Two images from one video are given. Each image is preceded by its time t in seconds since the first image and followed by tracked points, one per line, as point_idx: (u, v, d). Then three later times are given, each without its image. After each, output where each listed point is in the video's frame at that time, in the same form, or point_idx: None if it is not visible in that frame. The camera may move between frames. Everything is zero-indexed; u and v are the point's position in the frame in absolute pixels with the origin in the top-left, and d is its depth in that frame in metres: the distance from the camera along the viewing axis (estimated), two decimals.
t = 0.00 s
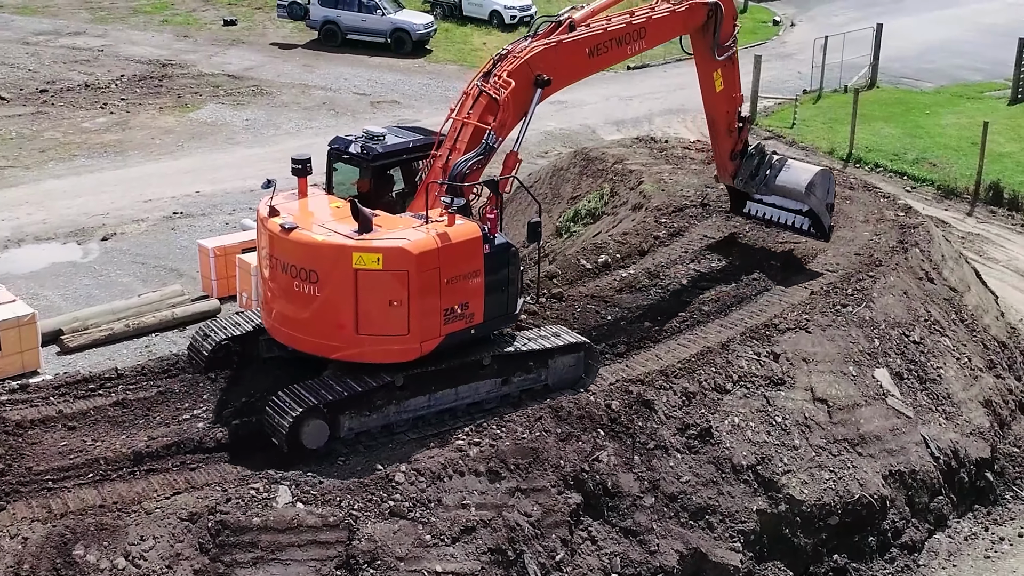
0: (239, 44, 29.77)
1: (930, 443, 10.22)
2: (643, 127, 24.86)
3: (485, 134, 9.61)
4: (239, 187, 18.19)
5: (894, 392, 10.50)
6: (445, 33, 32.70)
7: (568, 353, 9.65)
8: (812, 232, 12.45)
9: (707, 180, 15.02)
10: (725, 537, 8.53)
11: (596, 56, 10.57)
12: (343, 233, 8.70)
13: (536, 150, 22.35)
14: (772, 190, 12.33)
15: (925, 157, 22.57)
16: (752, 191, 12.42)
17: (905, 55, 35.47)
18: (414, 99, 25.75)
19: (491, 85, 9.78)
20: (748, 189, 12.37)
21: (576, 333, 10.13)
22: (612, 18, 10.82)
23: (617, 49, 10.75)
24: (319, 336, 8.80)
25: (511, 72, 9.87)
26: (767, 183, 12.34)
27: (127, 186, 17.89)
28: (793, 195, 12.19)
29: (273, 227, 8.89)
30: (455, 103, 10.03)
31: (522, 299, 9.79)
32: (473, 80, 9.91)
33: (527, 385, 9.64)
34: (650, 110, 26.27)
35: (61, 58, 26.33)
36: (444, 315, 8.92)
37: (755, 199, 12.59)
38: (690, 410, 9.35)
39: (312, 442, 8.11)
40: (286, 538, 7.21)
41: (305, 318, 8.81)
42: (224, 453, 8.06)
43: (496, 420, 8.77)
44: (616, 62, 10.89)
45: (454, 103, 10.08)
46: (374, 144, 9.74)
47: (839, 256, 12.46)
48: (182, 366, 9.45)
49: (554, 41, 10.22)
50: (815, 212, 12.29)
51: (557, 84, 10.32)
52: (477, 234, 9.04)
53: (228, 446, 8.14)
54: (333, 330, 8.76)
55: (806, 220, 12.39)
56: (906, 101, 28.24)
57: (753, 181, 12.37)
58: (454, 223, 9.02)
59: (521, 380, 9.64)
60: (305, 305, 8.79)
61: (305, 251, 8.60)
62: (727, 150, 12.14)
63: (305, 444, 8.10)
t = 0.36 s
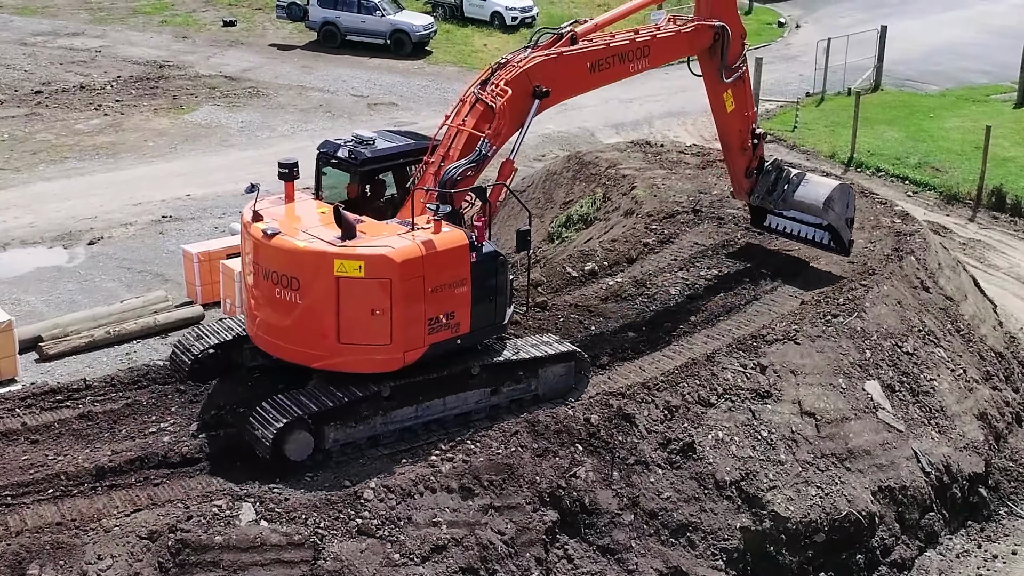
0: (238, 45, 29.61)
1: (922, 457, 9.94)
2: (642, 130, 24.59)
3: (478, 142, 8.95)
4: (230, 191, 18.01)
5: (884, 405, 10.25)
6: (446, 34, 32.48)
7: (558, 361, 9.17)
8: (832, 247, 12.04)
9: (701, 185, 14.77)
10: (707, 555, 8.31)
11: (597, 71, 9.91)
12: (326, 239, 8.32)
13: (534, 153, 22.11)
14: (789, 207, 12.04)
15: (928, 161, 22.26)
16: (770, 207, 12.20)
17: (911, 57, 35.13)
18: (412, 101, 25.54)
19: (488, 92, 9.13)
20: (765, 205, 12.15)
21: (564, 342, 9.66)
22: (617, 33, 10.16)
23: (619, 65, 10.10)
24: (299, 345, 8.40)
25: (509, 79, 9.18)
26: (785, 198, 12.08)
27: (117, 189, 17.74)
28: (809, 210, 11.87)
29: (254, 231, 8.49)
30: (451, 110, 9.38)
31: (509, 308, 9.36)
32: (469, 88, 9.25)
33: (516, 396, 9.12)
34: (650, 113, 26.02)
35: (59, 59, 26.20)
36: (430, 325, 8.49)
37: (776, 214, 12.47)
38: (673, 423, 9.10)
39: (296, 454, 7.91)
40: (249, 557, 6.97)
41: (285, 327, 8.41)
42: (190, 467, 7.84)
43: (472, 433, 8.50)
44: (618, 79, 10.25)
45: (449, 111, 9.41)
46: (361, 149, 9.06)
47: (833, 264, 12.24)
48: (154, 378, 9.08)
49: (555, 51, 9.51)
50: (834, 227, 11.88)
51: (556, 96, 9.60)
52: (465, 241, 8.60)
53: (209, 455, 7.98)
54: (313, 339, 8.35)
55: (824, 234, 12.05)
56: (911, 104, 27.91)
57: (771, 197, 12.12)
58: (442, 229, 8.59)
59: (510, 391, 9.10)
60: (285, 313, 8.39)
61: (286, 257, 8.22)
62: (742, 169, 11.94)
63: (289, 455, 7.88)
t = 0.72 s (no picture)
0: (236, 46, 29.45)
1: (911, 472, 9.66)
2: (641, 133, 24.35)
3: (461, 150, 8.48)
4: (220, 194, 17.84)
5: (873, 419, 10.00)
6: (446, 35, 32.28)
7: (539, 373, 8.78)
8: (830, 274, 11.71)
9: (693, 191, 14.53)
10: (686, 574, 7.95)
11: (586, 83, 9.52)
12: (298, 246, 7.89)
13: (530, 156, 21.89)
14: (788, 228, 11.73)
15: (929, 166, 21.97)
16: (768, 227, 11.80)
17: (915, 59, 34.82)
18: (409, 103, 25.35)
19: (473, 100, 8.70)
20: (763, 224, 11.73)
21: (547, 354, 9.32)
22: (609, 44, 9.79)
23: (609, 77, 9.72)
24: (269, 356, 7.97)
25: (495, 87, 8.78)
26: (784, 220, 11.73)
27: (105, 193, 17.58)
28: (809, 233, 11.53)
29: (225, 237, 8.07)
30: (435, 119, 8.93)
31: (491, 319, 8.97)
32: (454, 96, 8.83)
33: (498, 410, 8.70)
34: (650, 116, 25.78)
35: (54, 60, 26.08)
36: (406, 337, 8.06)
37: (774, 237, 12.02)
38: (653, 438, 8.85)
39: (270, 469, 7.55)
40: None
41: (255, 338, 7.98)
42: (150, 483, 7.58)
43: (444, 448, 8.27)
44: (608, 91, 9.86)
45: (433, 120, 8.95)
46: (339, 154, 8.39)
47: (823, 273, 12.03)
48: (123, 390, 8.85)
49: (544, 60, 9.13)
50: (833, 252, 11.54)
51: (543, 107, 9.21)
52: (443, 250, 8.17)
53: (176, 470, 7.72)
54: (284, 350, 7.93)
55: (823, 260, 11.68)
56: (914, 108, 27.61)
57: (769, 217, 11.71)
58: (419, 238, 8.16)
59: (492, 404, 8.68)
60: (255, 323, 7.97)
61: (256, 265, 7.79)
62: (741, 185, 11.44)
63: (262, 471, 7.52)
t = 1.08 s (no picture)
0: (233, 46, 29.29)
1: (901, 486, 9.31)
2: (639, 135, 24.09)
3: (432, 153, 8.30)
4: (210, 196, 17.64)
5: (863, 430, 9.71)
6: (445, 36, 32.08)
7: (516, 383, 8.58)
8: (809, 283, 11.50)
9: (685, 195, 14.30)
10: None
11: (563, 80, 9.35)
12: (264, 255, 7.67)
13: (526, 158, 21.66)
14: (767, 233, 11.48)
15: (930, 169, 21.68)
16: (746, 232, 11.55)
17: (919, 60, 34.52)
18: (406, 104, 25.13)
19: (444, 101, 8.52)
20: (741, 227, 11.47)
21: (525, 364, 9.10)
22: (585, 42, 9.63)
23: (586, 74, 9.53)
24: (235, 368, 7.74)
25: (466, 88, 8.61)
26: (763, 225, 11.49)
27: (94, 195, 17.41)
28: (787, 239, 11.28)
29: (190, 246, 7.84)
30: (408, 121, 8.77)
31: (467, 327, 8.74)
32: (425, 97, 8.65)
33: (472, 421, 8.49)
34: (649, 118, 25.54)
35: (50, 60, 25.95)
36: (375, 348, 7.85)
37: (753, 244, 11.78)
38: (632, 451, 8.63)
39: (234, 484, 7.35)
40: None
41: (220, 349, 7.76)
42: (112, 497, 7.39)
43: (416, 462, 8.06)
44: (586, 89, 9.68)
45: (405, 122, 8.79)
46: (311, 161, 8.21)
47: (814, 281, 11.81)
48: (88, 400, 8.69)
49: (517, 59, 8.96)
50: (810, 260, 11.31)
51: (517, 106, 9.04)
52: (414, 258, 7.95)
53: (139, 483, 7.53)
54: (250, 362, 7.70)
55: (801, 268, 11.42)
56: (916, 110, 27.31)
57: (748, 220, 11.46)
58: (389, 246, 7.94)
59: (466, 416, 8.47)
60: (220, 335, 7.74)
61: (221, 274, 7.57)
62: (720, 184, 11.11)
63: (226, 485, 7.33)
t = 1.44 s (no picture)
0: (231, 47, 29.13)
1: (891, 501, 9.05)
2: (638, 137, 23.87)
3: (403, 157, 8.10)
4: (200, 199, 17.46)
5: (853, 443, 9.46)
6: (446, 37, 31.88)
7: (492, 395, 8.36)
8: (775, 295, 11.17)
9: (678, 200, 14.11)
10: None
11: (537, 74, 9.10)
12: (232, 264, 7.46)
13: (523, 161, 21.45)
14: (736, 240, 11.19)
15: (932, 173, 21.39)
16: (713, 236, 11.24)
17: (925, 62, 34.20)
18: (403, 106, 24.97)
19: (413, 102, 8.28)
20: (709, 230, 11.16)
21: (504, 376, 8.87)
22: (559, 32, 9.39)
23: (560, 66, 9.28)
24: (203, 380, 7.52)
25: (435, 88, 8.36)
26: (732, 231, 11.20)
27: (84, 197, 17.25)
28: (756, 244, 10.99)
29: (156, 255, 7.63)
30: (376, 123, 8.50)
31: (442, 338, 8.52)
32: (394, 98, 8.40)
33: (447, 434, 8.27)
34: (648, 120, 25.31)
35: (46, 60, 25.82)
36: (346, 359, 7.64)
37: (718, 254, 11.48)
38: (612, 465, 8.40)
39: (197, 499, 7.14)
40: None
41: (187, 361, 7.55)
42: (73, 512, 7.20)
43: (388, 476, 7.83)
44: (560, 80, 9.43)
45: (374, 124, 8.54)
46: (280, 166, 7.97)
47: (805, 290, 11.57)
48: (56, 410, 8.51)
49: (487, 54, 8.69)
50: (778, 268, 10.99)
51: (490, 103, 8.79)
52: (386, 266, 7.76)
53: (101, 497, 7.33)
54: (217, 374, 7.48)
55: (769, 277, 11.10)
56: (919, 112, 27.02)
57: (716, 223, 11.16)
58: (361, 254, 7.74)
59: (441, 428, 8.26)
60: (186, 346, 7.53)
61: (188, 284, 7.35)
62: (691, 182, 10.90)
63: (189, 500, 7.12)
